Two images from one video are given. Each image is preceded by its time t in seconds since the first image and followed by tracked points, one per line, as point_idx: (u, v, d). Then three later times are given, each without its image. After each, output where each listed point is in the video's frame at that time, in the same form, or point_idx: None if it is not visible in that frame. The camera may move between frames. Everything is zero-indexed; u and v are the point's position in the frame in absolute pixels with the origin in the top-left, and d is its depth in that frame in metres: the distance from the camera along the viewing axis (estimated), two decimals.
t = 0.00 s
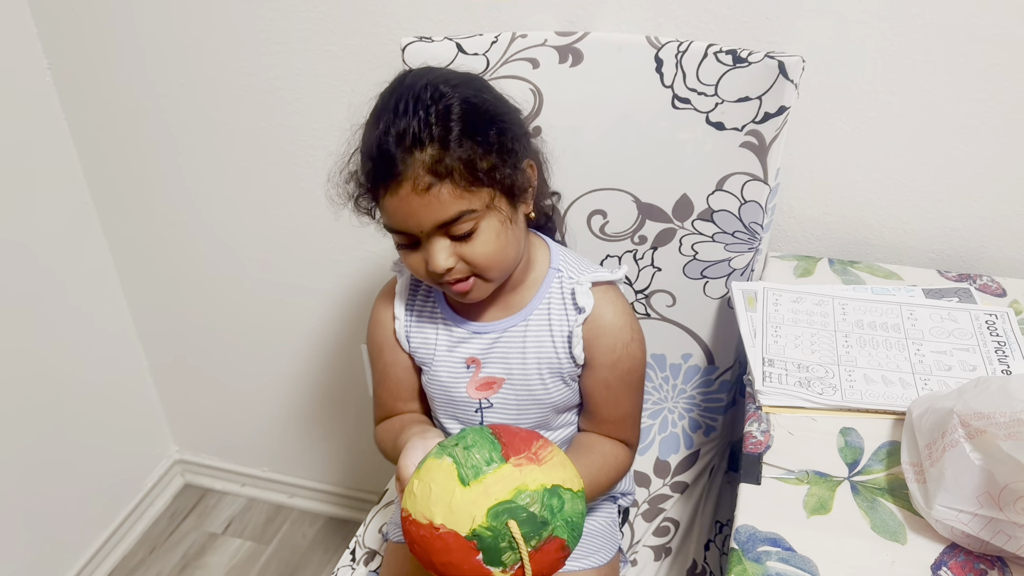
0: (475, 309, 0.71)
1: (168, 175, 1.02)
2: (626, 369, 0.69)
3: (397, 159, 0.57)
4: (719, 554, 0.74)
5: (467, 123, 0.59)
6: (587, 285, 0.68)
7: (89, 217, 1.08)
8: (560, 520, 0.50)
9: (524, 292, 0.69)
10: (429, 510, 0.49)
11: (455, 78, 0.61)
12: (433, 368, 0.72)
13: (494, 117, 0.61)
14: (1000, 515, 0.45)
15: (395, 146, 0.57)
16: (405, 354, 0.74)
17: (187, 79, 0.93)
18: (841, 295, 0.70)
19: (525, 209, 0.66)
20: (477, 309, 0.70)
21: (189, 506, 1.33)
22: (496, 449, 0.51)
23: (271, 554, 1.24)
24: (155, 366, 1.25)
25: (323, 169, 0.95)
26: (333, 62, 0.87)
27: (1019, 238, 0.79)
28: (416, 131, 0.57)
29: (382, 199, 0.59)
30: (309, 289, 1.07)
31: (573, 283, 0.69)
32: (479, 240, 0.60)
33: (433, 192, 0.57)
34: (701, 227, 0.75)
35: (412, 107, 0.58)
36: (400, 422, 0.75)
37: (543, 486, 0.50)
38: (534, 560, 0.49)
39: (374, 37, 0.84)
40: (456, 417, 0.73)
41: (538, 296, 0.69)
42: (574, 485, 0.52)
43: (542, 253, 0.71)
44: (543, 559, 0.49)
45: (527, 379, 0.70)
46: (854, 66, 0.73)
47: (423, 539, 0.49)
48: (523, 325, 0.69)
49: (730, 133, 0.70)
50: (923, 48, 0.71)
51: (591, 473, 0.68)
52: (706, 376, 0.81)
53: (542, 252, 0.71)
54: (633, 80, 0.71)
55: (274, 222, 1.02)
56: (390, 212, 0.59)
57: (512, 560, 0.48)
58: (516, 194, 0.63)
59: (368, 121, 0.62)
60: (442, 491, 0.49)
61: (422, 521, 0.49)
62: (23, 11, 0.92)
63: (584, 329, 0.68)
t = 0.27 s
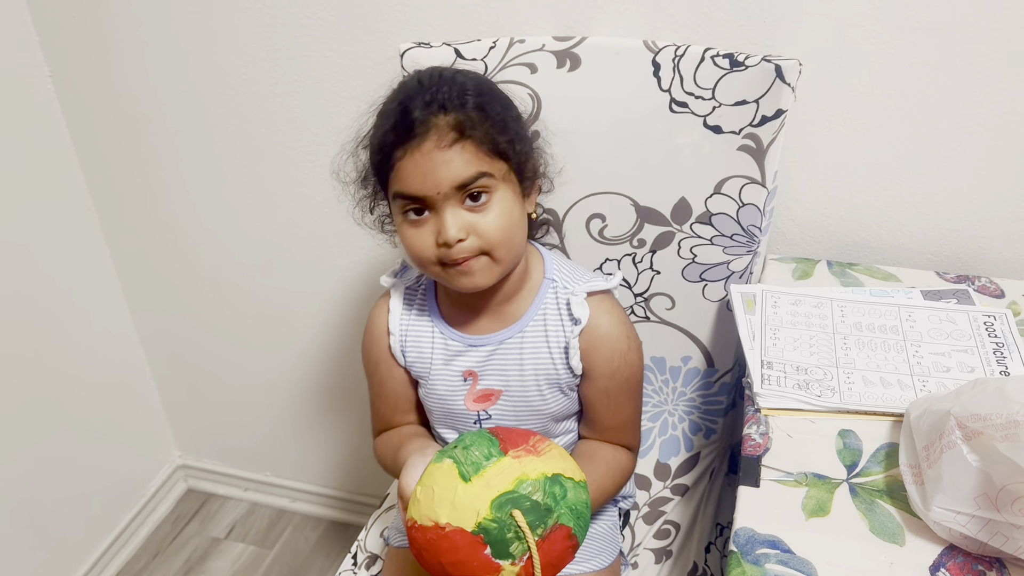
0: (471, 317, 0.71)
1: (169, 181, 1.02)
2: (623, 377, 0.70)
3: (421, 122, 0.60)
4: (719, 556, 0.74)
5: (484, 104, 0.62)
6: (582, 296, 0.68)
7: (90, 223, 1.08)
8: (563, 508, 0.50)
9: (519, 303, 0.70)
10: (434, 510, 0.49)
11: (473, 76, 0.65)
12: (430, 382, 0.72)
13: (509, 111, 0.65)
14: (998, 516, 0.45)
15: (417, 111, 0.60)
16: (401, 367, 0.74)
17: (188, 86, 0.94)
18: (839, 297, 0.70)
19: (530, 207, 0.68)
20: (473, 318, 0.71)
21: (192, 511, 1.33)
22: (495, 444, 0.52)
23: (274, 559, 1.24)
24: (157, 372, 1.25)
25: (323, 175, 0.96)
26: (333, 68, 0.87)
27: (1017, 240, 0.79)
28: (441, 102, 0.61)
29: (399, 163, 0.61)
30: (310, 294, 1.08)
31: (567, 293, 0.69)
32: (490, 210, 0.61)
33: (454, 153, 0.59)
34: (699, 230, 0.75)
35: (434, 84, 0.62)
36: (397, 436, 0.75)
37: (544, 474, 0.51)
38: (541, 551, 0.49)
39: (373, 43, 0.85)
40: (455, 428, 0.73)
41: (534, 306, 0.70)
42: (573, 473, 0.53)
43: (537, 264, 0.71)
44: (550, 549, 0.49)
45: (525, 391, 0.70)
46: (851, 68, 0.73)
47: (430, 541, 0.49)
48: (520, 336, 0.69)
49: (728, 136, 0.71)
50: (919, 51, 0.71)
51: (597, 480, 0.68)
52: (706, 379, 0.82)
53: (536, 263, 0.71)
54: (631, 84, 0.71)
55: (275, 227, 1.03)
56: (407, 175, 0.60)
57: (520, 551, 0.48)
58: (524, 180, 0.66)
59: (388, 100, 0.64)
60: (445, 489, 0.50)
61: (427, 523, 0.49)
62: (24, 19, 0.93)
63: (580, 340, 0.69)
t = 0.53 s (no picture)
0: (471, 321, 0.70)
1: (170, 186, 1.03)
2: (627, 376, 0.70)
3: (441, 117, 0.60)
4: (722, 558, 0.75)
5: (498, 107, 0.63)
6: (583, 296, 0.69)
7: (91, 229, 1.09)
8: (566, 469, 0.52)
9: (518, 309, 0.70)
10: (441, 485, 0.51)
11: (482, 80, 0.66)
12: (433, 389, 0.72)
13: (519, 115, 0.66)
14: (1000, 518, 0.45)
15: (436, 106, 0.61)
16: (402, 378, 0.74)
17: (188, 91, 0.94)
18: (840, 299, 0.70)
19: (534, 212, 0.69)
20: (474, 322, 0.70)
21: (195, 517, 1.33)
22: (493, 420, 0.54)
23: (277, 564, 1.24)
24: (158, 377, 1.25)
25: (323, 179, 0.96)
26: (332, 73, 0.88)
27: (1017, 240, 0.79)
28: (460, 99, 0.61)
29: (416, 157, 0.60)
30: (311, 298, 1.08)
31: (568, 294, 0.69)
32: (506, 208, 0.62)
33: (475, 150, 0.60)
34: (700, 232, 0.75)
35: (450, 82, 0.63)
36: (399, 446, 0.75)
37: (543, 439, 0.53)
38: (550, 513, 0.50)
39: (371, 48, 0.85)
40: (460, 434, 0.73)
41: (535, 308, 0.70)
42: (569, 441, 0.55)
43: (536, 266, 0.71)
44: (559, 511, 0.50)
45: (529, 392, 0.70)
46: (849, 70, 0.73)
47: (440, 518, 0.50)
48: (522, 338, 0.69)
49: (727, 138, 0.71)
50: (917, 52, 0.71)
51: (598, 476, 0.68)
52: (708, 381, 0.82)
53: (535, 266, 0.71)
54: (631, 88, 0.71)
55: (276, 232, 1.03)
56: (424, 169, 0.60)
57: (530, 513, 0.49)
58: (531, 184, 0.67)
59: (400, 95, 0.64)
60: (449, 466, 0.51)
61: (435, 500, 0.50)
62: (24, 26, 0.93)
63: (583, 340, 0.69)
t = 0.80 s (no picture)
0: (468, 324, 0.70)
1: (169, 190, 1.03)
2: (625, 377, 0.70)
3: (439, 122, 0.60)
4: (726, 561, 0.74)
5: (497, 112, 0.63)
6: (581, 299, 0.69)
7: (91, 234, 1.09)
8: (562, 463, 0.52)
9: (518, 311, 0.69)
10: (439, 488, 0.50)
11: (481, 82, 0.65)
12: (432, 394, 0.72)
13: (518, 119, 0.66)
14: (1005, 519, 0.45)
15: (434, 111, 0.60)
16: (401, 381, 0.74)
17: (186, 95, 0.94)
18: (843, 299, 0.70)
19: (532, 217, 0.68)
20: (471, 325, 0.70)
21: (196, 521, 1.33)
22: (485, 418, 0.54)
23: (279, 568, 1.24)
24: (159, 381, 1.25)
25: (323, 182, 0.96)
26: (331, 76, 0.88)
27: (1020, 238, 0.78)
28: (458, 104, 0.61)
29: (414, 162, 0.60)
30: (312, 301, 1.08)
31: (566, 297, 0.69)
32: (503, 214, 0.62)
33: (473, 155, 0.60)
34: (701, 233, 0.75)
35: (449, 85, 0.62)
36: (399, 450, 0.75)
37: (537, 434, 0.53)
38: (550, 506, 0.50)
39: (371, 51, 0.85)
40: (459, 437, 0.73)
41: (533, 311, 0.69)
42: (562, 434, 0.55)
43: (533, 269, 0.71)
44: (558, 504, 0.51)
45: (528, 395, 0.70)
46: (849, 69, 0.73)
47: (440, 522, 0.49)
48: (520, 342, 0.69)
49: (728, 139, 0.70)
50: (918, 51, 0.71)
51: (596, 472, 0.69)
52: (710, 383, 0.81)
53: (533, 269, 0.71)
54: (630, 89, 0.71)
55: (276, 236, 1.02)
56: (422, 174, 0.60)
57: (530, 509, 0.49)
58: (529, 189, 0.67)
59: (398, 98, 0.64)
60: (446, 468, 0.51)
61: (434, 504, 0.50)
62: (22, 31, 0.93)
63: (582, 343, 0.68)
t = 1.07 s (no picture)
0: (464, 326, 0.70)
1: (168, 193, 1.02)
2: (624, 378, 0.69)
3: (433, 119, 0.60)
4: (729, 562, 0.75)
5: (493, 113, 0.63)
6: (579, 300, 0.68)
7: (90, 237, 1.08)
8: (555, 469, 0.52)
9: (516, 312, 0.69)
10: (432, 505, 0.50)
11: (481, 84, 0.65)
12: (430, 397, 0.71)
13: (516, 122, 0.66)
14: (1012, 519, 0.44)
15: (429, 108, 0.60)
16: (399, 385, 0.73)
17: (185, 98, 0.94)
18: (845, 298, 0.69)
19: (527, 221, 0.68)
20: (466, 327, 0.70)
21: (198, 524, 1.32)
22: (476, 427, 0.53)
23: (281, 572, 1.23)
24: (160, 384, 1.25)
25: (322, 184, 0.95)
26: (330, 77, 0.87)
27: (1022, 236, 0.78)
28: (453, 102, 0.61)
29: (406, 158, 0.60)
30: (312, 303, 1.07)
31: (564, 298, 0.69)
32: (495, 214, 0.61)
33: (465, 152, 0.60)
34: (702, 233, 0.75)
35: (446, 85, 0.62)
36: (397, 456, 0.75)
37: (530, 441, 0.52)
38: (546, 515, 0.50)
39: (369, 52, 0.84)
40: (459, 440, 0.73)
41: (530, 313, 0.69)
42: (554, 437, 0.55)
43: (531, 271, 0.71)
44: (554, 512, 0.50)
45: (527, 397, 0.70)
46: (849, 67, 0.73)
47: (436, 538, 0.49)
48: (518, 344, 0.69)
49: (729, 138, 0.70)
50: (919, 48, 0.71)
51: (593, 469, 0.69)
52: (713, 383, 0.81)
53: (531, 271, 0.71)
54: (630, 88, 0.71)
55: (276, 238, 1.02)
56: (413, 170, 0.60)
57: (526, 519, 0.49)
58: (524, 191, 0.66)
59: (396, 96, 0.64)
60: (439, 483, 0.50)
61: (428, 520, 0.49)
62: (20, 35, 0.93)
63: (580, 344, 0.68)
